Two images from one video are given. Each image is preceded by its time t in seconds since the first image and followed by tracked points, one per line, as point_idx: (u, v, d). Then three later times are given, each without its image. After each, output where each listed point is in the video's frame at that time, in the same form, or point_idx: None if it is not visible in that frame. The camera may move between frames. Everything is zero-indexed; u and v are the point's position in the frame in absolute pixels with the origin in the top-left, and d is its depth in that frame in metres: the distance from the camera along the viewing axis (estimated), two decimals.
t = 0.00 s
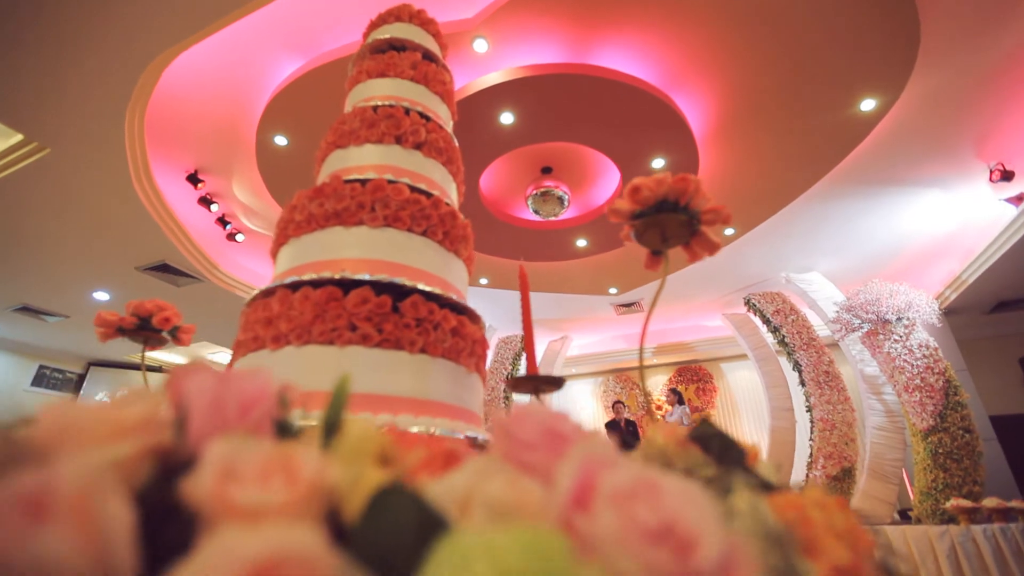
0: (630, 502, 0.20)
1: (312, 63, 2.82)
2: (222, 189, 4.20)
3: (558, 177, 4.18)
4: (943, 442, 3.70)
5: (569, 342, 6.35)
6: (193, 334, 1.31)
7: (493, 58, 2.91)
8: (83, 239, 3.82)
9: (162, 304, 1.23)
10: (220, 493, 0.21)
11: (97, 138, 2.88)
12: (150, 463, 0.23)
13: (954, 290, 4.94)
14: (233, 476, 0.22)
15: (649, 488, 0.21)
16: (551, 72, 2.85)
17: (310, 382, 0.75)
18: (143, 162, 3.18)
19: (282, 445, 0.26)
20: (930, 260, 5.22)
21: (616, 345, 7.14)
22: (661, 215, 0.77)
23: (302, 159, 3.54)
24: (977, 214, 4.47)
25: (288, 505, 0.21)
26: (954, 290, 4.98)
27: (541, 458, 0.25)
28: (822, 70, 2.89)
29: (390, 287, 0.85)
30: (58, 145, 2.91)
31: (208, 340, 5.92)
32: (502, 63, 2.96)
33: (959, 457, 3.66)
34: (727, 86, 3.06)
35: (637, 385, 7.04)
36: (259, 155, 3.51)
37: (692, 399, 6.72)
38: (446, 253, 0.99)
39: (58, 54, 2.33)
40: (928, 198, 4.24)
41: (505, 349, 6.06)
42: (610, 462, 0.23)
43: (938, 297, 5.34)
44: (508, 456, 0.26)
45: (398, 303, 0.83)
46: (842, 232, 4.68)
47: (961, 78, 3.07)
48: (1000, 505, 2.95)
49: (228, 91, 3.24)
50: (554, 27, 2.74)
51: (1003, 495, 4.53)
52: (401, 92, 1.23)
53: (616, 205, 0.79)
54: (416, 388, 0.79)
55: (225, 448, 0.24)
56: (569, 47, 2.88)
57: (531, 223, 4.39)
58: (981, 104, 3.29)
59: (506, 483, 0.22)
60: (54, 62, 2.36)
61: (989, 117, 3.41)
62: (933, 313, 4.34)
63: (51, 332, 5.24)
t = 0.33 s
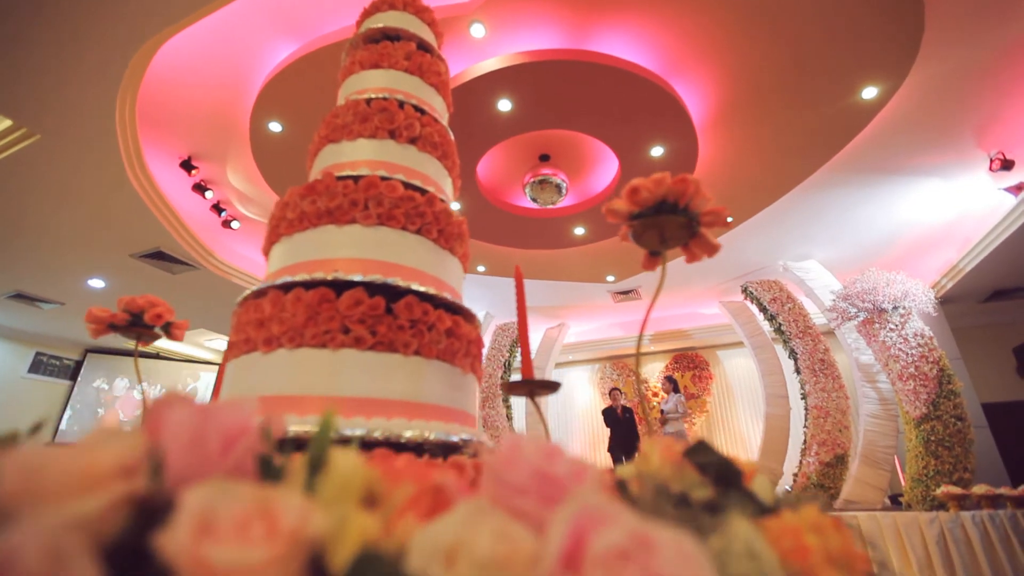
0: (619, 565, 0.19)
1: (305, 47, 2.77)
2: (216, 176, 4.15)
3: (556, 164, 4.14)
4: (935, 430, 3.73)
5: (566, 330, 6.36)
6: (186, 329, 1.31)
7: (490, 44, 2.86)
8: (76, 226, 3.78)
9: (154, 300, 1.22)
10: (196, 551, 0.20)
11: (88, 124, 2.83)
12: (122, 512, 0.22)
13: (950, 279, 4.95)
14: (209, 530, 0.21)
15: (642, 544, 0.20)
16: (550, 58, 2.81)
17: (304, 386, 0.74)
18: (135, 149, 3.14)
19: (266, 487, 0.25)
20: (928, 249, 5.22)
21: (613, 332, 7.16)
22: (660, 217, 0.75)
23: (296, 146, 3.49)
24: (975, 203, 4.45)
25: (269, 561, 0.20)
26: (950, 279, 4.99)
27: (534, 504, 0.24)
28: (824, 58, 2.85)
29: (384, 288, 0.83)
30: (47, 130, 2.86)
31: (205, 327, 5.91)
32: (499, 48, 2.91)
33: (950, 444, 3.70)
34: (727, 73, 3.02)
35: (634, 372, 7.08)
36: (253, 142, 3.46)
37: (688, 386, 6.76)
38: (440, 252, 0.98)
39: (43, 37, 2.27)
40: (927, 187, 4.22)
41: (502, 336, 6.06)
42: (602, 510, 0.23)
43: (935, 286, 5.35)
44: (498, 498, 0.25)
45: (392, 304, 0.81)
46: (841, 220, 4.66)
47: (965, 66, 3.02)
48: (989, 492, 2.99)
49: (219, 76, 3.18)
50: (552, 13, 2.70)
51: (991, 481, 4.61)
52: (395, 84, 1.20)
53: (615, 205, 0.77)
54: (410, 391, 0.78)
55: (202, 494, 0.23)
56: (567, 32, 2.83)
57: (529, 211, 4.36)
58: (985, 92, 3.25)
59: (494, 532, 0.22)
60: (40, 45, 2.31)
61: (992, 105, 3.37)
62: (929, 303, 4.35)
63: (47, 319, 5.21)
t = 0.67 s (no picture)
0: None
1: (298, 32, 2.71)
2: (210, 162, 4.09)
3: (553, 152, 4.10)
4: (927, 418, 3.76)
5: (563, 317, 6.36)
6: (178, 326, 1.31)
7: (487, 30, 2.82)
8: (67, 213, 3.73)
9: (145, 297, 1.20)
10: None
11: (77, 111, 2.78)
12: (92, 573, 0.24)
13: (946, 268, 4.96)
14: None
15: None
16: (547, 44, 2.76)
17: (295, 394, 0.73)
18: (127, 135, 3.09)
19: (246, 542, 0.25)
20: (925, 238, 5.22)
21: (610, 320, 7.18)
22: (658, 223, 0.73)
23: (290, 132, 3.44)
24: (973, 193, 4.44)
25: None
26: (946, 269, 4.99)
27: (519, 565, 0.27)
28: (825, 46, 2.81)
29: (376, 292, 0.82)
30: (35, 116, 2.80)
31: (201, 314, 5.89)
32: (496, 34, 2.87)
33: (942, 433, 3.73)
34: (727, 61, 2.98)
35: (631, 359, 7.10)
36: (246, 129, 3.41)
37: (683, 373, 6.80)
38: (434, 252, 0.96)
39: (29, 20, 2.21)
40: (925, 177, 4.20)
41: (499, 323, 6.06)
42: None
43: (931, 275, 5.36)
44: (485, 556, 0.28)
45: (384, 309, 0.80)
46: (839, 209, 4.65)
47: (968, 55, 2.98)
48: (979, 480, 3.03)
49: (211, 61, 3.12)
50: None
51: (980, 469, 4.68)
52: (388, 77, 1.17)
53: (611, 209, 0.76)
54: (403, 397, 0.77)
55: (177, 554, 0.23)
56: (565, 18, 2.79)
57: (526, 199, 4.32)
58: (987, 81, 3.21)
59: None
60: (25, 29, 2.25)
61: (993, 95, 3.33)
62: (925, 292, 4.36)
63: (42, 307, 5.18)
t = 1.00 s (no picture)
0: None
1: (290, 18, 2.66)
2: (202, 150, 4.03)
3: (550, 141, 4.05)
4: (918, 408, 3.79)
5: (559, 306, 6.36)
6: (168, 326, 1.29)
7: (483, 17, 2.78)
8: (57, 201, 3.68)
9: (134, 298, 1.18)
10: None
11: (63, 97, 2.72)
12: None
13: (941, 259, 4.97)
14: None
15: None
16: (544, 32, 2.72)
17: (285, 407, 0.72)
18: (116, 123, 3.03)
19: None
20: (921, 229, 5.22)
21: (606, 309, 7.17)
22: (653, 234, 0.72)
23: (283, 120, 3.39)
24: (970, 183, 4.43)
25: None
26: (942, 260, 5.01)
27: None
28: (826, 35, 2.77)
29: (367, 301, 0.80)
30: (21, 102, 2.75)
31: (195, 302, 5.85)
32: (493, 22, 2.83)
33: (933, 422, 3.78)
34: (726, 50, 2.94)
35: (626, 347, 7.12)
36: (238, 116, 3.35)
37: (678, 362, 6.84)
38: (426, 257, 0.95)
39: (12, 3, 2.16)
40: (924, 167, 4.18)
41: (495, 311, 6.05)
42: None
43: (926, 265, 5.37)
44: None
45: (375, 318, 0.79)
46: (836, 199, 4.64)
47: (969, 44, 2.94)
48: (968, 469, 3.06)
49: (201, 47, 3.05)
50: None
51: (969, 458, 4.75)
52: (379, 74, 1.15)
53: (606, 217, 0.74)
54: (394, 408, 0.77)
55: None
56: (563, 6, 2.75)
57: (522, 189, 4.28)
58: (988, 71, 3.17)
59: None
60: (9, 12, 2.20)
61: (993, 85, 3.30)
62: (919, 283, 4.37)
63: (35, 294, 5.15)
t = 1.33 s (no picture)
0: None
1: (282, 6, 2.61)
2: (194, 140, 3.97)
3: (547, 133, 4.00)
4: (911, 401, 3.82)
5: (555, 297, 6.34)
6: (158, 331, 1.28)
7: (479, 6, 2.74)
8: (47, 193, 3.63)
9: (123, 304, 1.17)
10: None
11: (49, 86, 2.66)
12: None
13: (937, 252, 4.98)
14: None
15: None
16: (541, 22, 2.68)
17: (273, 426, 0.72)
18: (105, 113, 2.98)
19: None
20: (917, 221, 5.22)
21: (602, 299, 7.17)
22: (649, 253, 0.71)
23: (275, 111, 3.33)
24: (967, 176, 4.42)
25: None
26: (937, 252, 5.01)
27: None
28: (826, 27, 2.73)
29: (356, 316, 0.79)
30: (7, 90, 2.68)
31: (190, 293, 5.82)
32: (489, 11, 2.79)
33: (925, 414, 3.81)
34: (725, 42, 2.90)
35: (623, 337, 7.12)
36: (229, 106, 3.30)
37: (674, 353, 6.87)
38: (418, 267, 0.93)
39: None
40: (921, 160, 4.16)
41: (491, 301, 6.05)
42: None
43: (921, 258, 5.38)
44: None
45: (365, 333, 0.78)
46: (833, 191, 4.62)
47: (970, 37, 2.91)
48: (958, 462, 3.10)
49: (191, 36, 2.99)
50: None
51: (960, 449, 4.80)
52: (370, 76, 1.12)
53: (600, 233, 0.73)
54: (385, 425, 0.76)
55: None
56: None
57: (519, 180, 4.25)
58: (988, 64, 3.14)
59: None
60: None
61: (993, 78, 3.27)
62: (915, 276, 4.37)
63: (27, 284, 5.11)
